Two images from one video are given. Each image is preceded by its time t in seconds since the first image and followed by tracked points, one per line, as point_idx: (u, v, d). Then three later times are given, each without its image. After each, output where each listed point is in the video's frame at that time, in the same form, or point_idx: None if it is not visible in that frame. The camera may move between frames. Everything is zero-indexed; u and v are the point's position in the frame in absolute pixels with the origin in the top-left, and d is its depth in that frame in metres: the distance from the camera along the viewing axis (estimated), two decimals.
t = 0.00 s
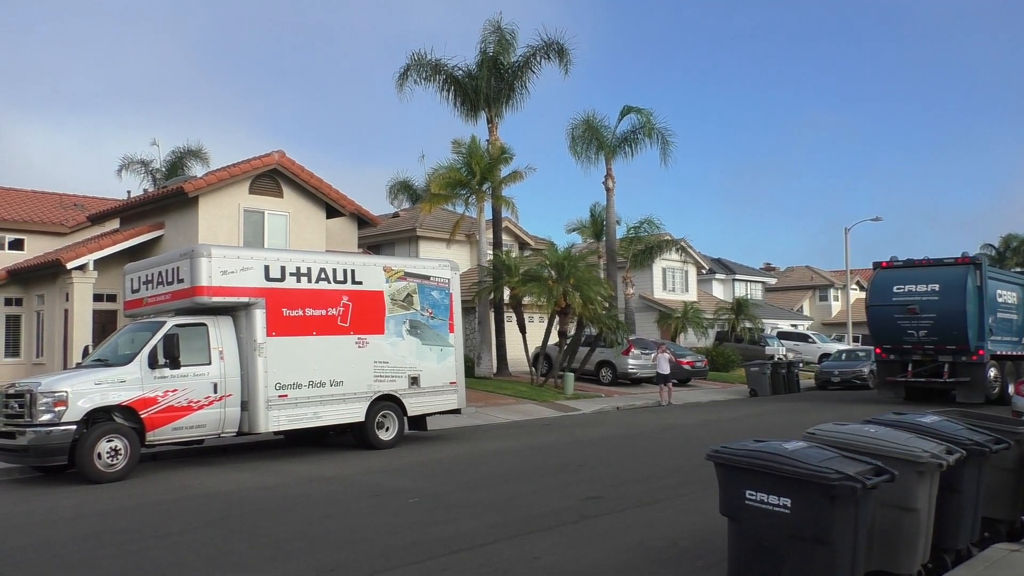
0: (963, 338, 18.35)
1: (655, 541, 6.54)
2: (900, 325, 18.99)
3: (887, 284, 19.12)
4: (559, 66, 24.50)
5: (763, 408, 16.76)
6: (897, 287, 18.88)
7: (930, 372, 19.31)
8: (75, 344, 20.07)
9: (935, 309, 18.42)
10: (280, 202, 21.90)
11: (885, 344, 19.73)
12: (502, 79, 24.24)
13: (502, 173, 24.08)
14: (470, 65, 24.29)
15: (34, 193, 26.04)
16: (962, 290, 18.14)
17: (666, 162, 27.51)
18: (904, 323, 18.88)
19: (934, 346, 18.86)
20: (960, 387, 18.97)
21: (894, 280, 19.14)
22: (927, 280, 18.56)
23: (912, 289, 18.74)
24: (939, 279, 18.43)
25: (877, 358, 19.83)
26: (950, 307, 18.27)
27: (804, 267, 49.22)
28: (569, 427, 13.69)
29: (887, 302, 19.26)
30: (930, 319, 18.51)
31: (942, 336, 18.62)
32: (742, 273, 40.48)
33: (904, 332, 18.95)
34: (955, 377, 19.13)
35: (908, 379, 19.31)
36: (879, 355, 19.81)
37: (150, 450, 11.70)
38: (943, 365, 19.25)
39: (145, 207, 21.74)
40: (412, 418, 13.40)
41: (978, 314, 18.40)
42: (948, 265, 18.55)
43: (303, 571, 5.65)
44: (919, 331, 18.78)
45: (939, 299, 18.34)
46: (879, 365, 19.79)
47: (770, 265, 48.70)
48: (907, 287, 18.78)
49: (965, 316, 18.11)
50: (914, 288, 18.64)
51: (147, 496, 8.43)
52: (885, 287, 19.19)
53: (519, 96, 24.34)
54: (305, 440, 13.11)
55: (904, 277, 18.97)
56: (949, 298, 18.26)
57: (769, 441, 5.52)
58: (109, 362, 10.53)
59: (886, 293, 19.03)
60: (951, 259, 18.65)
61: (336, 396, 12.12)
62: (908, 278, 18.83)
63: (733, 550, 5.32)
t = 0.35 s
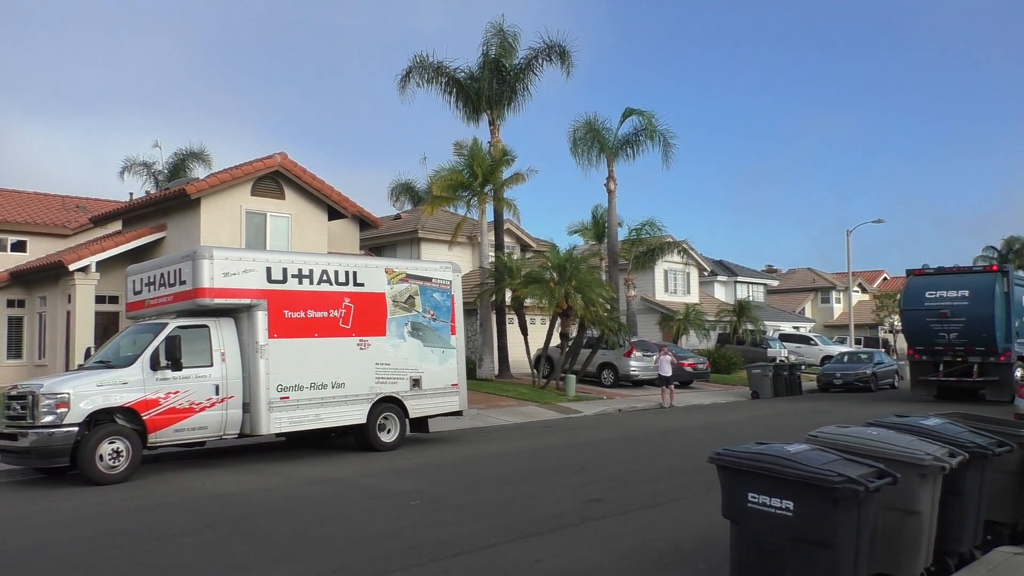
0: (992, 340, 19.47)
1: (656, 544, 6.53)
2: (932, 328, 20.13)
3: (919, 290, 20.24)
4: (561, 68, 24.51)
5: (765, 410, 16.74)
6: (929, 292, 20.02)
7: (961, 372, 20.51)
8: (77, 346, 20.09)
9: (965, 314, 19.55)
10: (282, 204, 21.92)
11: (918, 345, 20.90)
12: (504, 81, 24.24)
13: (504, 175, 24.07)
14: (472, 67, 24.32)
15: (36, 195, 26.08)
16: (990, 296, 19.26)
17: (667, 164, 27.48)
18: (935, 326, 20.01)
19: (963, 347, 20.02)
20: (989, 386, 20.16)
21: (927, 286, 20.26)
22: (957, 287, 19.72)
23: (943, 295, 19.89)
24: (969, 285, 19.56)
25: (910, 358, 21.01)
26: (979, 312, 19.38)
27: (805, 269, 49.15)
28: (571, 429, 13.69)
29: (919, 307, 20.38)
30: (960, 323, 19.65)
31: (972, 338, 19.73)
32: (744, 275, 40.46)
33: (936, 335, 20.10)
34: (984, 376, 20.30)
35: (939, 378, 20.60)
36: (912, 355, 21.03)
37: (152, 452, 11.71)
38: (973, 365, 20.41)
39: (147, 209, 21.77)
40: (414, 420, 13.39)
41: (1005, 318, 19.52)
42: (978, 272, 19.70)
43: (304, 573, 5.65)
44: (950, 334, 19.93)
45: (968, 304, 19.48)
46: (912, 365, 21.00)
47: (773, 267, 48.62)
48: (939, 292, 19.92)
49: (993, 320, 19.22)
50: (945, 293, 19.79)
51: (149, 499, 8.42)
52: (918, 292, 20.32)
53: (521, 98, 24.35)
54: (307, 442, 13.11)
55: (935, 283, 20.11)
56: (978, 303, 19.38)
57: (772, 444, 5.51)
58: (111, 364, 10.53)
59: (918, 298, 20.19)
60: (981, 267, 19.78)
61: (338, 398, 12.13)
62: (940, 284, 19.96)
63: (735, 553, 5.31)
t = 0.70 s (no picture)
0: (1019, 344, 20.04)
1: (658, 546, 6.52)
2: (961, 332, 20.78)
3: (948, 296, 20.95)
4: (563, 70, 24.52)
5: (767, 413, 16.72)
6: (958, 298, 20.71)
7: (988, 372, 20.89)
8: (79, 346, 20.12)
9: (992, 318, 20.19)
10: (285, 205, 21.95)
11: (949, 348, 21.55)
12: (507, 83, 24.26)
13: (506, 176, 24.08)
14: (475, 69, 24.34)
15: (39, 196, 26.12)
16: (1016, 301, 19.88)
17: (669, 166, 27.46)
18: (964, 330, 20.67)
19: (991, 349, 20.55)
20: (1016, 386, 20.41)
21: (956, 293, 20.96)
22: (984, 293, 20.39)
23: (971, 301, 20.56)
24: (996, 291, 20.20)
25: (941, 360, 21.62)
26: (1005, 316, 20.01)
27: (807, 271, 49.10)
28: (572, 431, 13.68)
29: (949, 312, 21.06)
30: (987, 327, 20.29)
31: (1000, 342, 20.31)
32: (746, 277, 40.44)
33: (964, 338, 20.73)
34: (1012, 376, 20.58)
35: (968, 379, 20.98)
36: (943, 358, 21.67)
37: (154, 453, 11.71)
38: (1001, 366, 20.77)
39: (149, 210, 21.78)
40: (415, 421, 13.39)
41: None
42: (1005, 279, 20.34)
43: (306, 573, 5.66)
44: (977, 337, 20.56)
45: (995, 310, 20.11)
46: (942, 367, 21.58)
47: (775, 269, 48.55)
48: (967, 298, 20.61)
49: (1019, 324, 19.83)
50: (973, 299, 20.47)
51: (150, 500, 8.42)
52: (947, 298, 21.04)
53: (523, 99, 24.37)
54: (309, 443, 13.12)
55: (963, 290, 20.81)
56: (1004, 308, 20.01)
57: (774, 446, 5.50)
58: (113, 365, 10.54)
59: (947, 303, 20.89)
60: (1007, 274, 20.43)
61: (340, 398, 12.14)
62: (968, 291, 20.65)
63: (737, 555, 5.30)
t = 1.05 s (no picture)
0: None
1: (661, 548, 6.51)
2: (988, 335, 21.21)
3: (976, 301, 21.41)
4: (566, 72, 24.52)
5: (770, 415, 16.70)
6: (985, 303, 21.17)
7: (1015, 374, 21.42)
8: (83, 348, 20.16)
9: (1019, 321, 20.62)
10: (288, 207, 21.97)
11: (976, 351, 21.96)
12: (509, 85, 24.27)
13: (509, 178, 24.09)
14: (477, 71, 24.34)
15: (43, 198, 26.15)
16: None
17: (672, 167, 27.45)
18: (991, 333, 21.10)
19: (1017, 351, 20.97)
20: None
21: (983, 298, 21.42)
22: (1011, 298, 20.81)
23: (998, 305, 21.01)
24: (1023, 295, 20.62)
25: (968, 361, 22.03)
26: None
27: (810, 273, 49.04)
28: (575, 433, 13.67)
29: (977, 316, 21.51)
30: (1014, 330, 20.70)
31: None
32: (750, 279, 40.39)
33: (991, 341, 21.15)
34: None
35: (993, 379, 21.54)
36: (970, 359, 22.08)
37: (157, 455, 11.73)
38: None
39: (153, 212, 21.82)
40: (418, 423, 13.40)
41: None
42: None
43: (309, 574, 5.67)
44: (1004, 340, 20.98)
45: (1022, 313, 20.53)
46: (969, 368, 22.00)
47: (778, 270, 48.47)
48: (994, 302, 21.07)
49: None
50: (1000, 303, 20.91)
51: (153, 501, 8.43)
52: (975, 303, 21.50)
53: (526, 101, 24.38)
54: (312, 445, 13.14)
55: (990, 295, 21.26)
56: None
57: (777, 448, 5.49)
58: (117, 366, 10.56)
59: (975, 307, 21.34)
60: None
61: (344, 400, 12.14)
62: (996, 295, 21.09)
63: (741, 557, 5.31)
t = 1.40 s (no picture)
0: None
1: (663, 550, 6.51)
2: (1011, 337, 21.28)
3: (1000, 304, 21.52)
4: (568, 73, 24.54)
5: (773, 416, 16.67)
6: (1010, 305, 21.28)
7: None
8: (86, 349, 20.19)
9: None
10: (291, 208, 22.01)
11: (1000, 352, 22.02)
12: (512, 86, 24.28)
13: (511, 179, 24.12)
14: (480, 72, 24.37)
15: (46, 199, 26.18)
16: None
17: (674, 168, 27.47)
18: (1015, 335, 21.17)
19: None
20: None
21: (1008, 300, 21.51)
22: None
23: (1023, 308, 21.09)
24: None
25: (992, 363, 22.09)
26: None
27: (813, 274, 49.02)
28: (578, 434, 13.66)
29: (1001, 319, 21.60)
30: None
31: None
32: (752, 280, 40.37)
33: (1015, 343, 21.23)
34: None
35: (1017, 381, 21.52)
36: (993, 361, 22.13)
37: (160, 456, 11.73)
38: None
39: (156, 213, 21.84)
40: (421, 424, 13.40)
41: None
42: None
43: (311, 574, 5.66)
44: None
45: None
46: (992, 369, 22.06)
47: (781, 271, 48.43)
48: (1018, 305, 21.15)
49: None
50: None
51: (156, 502, 8.43)
52: (999, 306, 21.60)
53: (528, 102, 24.41)
54: (314, 446, 13.15)
55: (1014, 297, 21.35)
56: None
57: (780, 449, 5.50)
58: (119, 368, 10.57)
59: (999, 310, 21.46)
60: None
61: (346, 401, 12.14)
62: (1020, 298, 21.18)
63: (744, 558, 5.31)
